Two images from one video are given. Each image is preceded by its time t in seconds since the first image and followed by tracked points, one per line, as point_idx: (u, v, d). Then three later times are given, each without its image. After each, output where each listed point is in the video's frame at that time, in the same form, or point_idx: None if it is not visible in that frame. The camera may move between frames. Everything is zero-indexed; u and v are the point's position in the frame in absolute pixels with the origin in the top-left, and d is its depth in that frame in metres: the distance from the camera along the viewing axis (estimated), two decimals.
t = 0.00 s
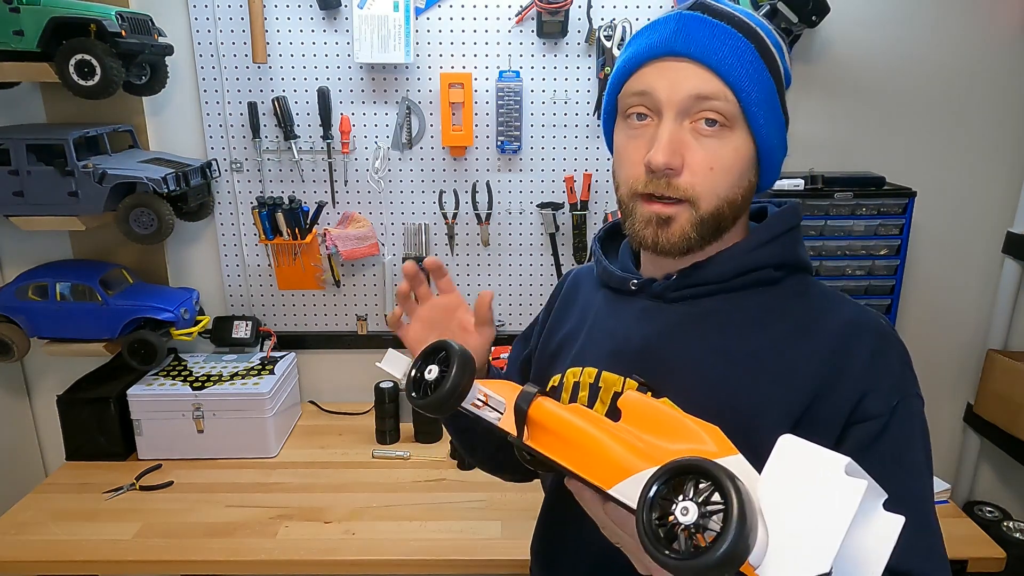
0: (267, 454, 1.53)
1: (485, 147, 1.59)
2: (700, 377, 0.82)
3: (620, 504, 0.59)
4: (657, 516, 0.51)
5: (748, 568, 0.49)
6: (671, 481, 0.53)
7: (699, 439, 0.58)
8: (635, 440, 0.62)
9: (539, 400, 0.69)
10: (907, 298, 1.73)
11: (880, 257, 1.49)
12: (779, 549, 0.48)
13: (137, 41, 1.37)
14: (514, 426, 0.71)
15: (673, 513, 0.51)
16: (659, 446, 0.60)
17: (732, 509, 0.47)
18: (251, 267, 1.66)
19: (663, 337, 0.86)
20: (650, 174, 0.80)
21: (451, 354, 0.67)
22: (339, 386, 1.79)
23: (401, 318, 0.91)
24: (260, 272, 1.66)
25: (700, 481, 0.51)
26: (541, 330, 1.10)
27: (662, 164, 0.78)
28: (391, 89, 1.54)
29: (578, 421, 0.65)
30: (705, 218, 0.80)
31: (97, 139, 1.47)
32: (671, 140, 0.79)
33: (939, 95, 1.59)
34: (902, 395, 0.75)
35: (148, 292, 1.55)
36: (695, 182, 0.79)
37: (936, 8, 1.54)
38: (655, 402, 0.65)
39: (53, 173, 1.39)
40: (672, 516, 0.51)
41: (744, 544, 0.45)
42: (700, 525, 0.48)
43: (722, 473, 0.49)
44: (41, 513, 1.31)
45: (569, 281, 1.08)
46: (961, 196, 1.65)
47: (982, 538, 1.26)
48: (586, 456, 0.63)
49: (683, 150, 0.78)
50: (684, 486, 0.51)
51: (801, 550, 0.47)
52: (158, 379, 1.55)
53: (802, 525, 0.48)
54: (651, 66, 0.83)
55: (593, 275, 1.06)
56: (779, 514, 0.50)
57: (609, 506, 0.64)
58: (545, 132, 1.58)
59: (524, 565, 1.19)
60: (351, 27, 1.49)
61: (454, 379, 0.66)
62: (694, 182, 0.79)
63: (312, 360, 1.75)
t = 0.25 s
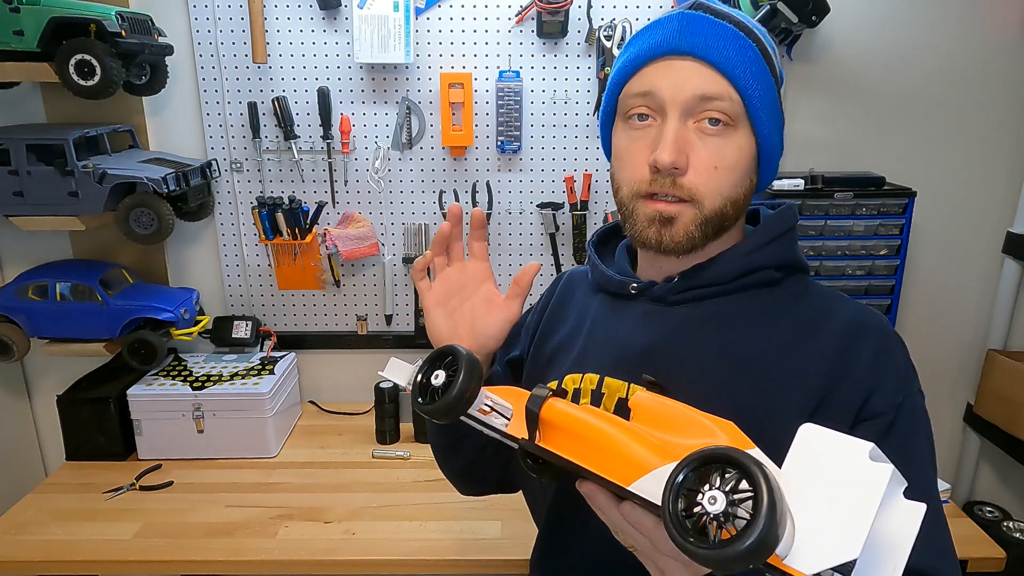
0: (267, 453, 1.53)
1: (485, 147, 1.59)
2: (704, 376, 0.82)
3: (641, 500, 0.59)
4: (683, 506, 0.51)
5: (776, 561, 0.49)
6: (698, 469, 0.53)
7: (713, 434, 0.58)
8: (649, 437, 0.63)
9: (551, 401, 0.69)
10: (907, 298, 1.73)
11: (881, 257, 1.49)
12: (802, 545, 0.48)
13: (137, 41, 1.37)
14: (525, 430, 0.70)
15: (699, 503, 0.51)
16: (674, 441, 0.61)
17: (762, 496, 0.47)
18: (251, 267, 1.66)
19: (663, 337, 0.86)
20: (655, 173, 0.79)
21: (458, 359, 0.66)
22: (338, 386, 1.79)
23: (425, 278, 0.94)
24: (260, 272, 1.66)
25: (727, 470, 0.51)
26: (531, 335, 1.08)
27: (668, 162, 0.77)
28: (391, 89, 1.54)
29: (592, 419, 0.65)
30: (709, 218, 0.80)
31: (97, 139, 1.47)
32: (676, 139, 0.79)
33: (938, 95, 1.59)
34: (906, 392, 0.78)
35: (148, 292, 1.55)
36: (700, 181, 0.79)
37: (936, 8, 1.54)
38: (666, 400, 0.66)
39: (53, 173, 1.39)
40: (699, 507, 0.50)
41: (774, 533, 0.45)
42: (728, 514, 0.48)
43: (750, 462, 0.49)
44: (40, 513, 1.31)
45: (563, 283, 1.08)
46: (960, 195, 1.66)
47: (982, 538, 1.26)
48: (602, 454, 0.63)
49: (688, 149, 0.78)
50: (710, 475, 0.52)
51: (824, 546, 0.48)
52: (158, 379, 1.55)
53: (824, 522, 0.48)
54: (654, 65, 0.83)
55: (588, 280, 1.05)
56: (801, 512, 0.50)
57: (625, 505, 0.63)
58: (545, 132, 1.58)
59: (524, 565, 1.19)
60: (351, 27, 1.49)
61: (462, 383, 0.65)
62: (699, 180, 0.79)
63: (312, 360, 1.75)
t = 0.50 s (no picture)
0: (267, 453, 1.53)
1: (485, 147, 1.59)
2: (700, 375, 0.82)
3: (631, 505, 0.59)
4: (669, 514, 0.51)
5: (764, 566, 0.49)
6: (683, 476, 0.53)
7: (703, 438, 0.58)
8: (638, 442, 0.63)
9: (539, 409, 0.69)
10: (907, 299, 1.73)
11: (880, 257, 1.49)
12: (794, 548, 0.49)
13: (137, 40, 1.37)
14: (514, 439, 0.69)
15: (686, 510, 0.51)
16: (662, 446, 0.60)
17: (747, 502, 0.47)
18: (251, 267, 1.66)
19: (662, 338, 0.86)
20: (645, 170, 0.79)
21: (445, 368, 0.65)
22: (338, 385, 1.79)
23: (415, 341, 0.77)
24: (260, 272, 1.66)
25: (712, 476, 0.51)
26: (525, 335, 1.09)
27: (658, 158, 0.77)
28: (391, 89, 1.54)
29: (580, 426, 0.65)
30: (699, 215, 0.80)
31: (97, 139, 1.47)
32: (666, 135, 0.79)
33: (938, 94, 1.59)
34: (900, 388, 0.77)
35: (148, 292, 1.55)
36: (690, 177, 0.79)
37: (936, 8, 1.54)
38: (656, 404, 0.65)
39: (52, 173, 1.39)
40: (685, 514, 0.51)
41: (759, 537, 0.46)
42: (713, 521, 0.49)
43: (735, 467, 0.50)
44: (40, 513, 1.31)
45: (554, 283, 1.08)
46: (960, 194, 1.65)
47: (982, 539, 1.26)
48: (592, 461, 0.63)
49: (678, 145, 0.79)
50: (696, 482, 0.52)
51: (816, 550, 0.48)
52: (158, 379, 1.55)
53: (816, 525, 0.48)
54: (642, 61, 0.83)
55: (577, 281, 1.05)
56: (790, 517, 0.50)
57: (615, 511, 0.63)
58: (545, 132, 1.58)
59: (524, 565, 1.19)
60: (351, 27, 1.49)
61: (449, 394, 0.64)
62: (689, 177, 0.79)
63: (312, 360, 1.75)
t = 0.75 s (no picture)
0: (267, 453, 1.53)
1: (485, 147, 1.59)
2: (695, 375, 0.82)
3: (622, 512, 0.59)
4: (659, 528, 0.51)
5: None
6: (672, 489, 0.53)
7: (694, 448, 0.58)
8: (628, 452, 0.63)
9: (528, 418, 0.70)
10: (907, 298, 1.73)
11: (880, 257, 1.49)
12: (783, 562, 0.49)
13: (137, 40, 1.37)
14: (504, 448, 0.70)
15: (675, 523, 0.51)
16: (652, 455, 0.61)
17: (736, 515, 0.48)
18: (251, 267, 1.66)
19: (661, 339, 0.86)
20: (633, 174, 0.80)
21: (435, 378, 0.67)
22: (338, 385, 1.79)
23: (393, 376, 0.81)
24: (260, 272, 1.66)
25: (700, 488, 0.52)
26: (517, 338, 1.09)
27: (646, 163, 0.78)
28: (391, 89, 1.54)
29: (571, 438, 0.66)
30: (688, 218, 0.80)
31: (97, 139, 1.47)
32: (653, 139, 0.79)
33: (938, 94, 1.59)
34: (898, 391, 0.77)
35: (148, 293, 1.55)
36: (678, 181, 0.79)
37: (936, 8, 1.54)
38: (645, 412, 0.65)
39: (52, 173, 1.39)
40: (674, 527, 0.51)
41: (749, 549, 0.46)
42: (703, 534, 0.49)
43: (724, 480, 0.50)
44: (41, 513, 1.31)
45: (545, 286, 1.08)
46: (959, 194, 1.65)
47: (982, 538, 1.26)
48: (582, 473, 0.63)
49: (665, 149, 0.79)
50: (685, 495, 0.52)
51: (805, 565, 0.48)
52: (158, 379, 1.55)
53: (805, 538, 0.49)
54: (627, 64, 0.83)
55: (569, 281, 1.05)
56: (779, 528, 0.50)
57: (607, 520, 0.63)
58: (545, 132, 1.58)
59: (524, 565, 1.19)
60: (351, 27, 1.49)
61: (439, 403, 0.66)
62: (677, 180, 0.79)
63: (312, 360, 1.75)
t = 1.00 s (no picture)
0: (267, 454, 1.53)
1: (485, 147, 1.59)
2: (694, 376, 0.82)
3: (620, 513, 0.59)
4: (658, 530, 0.51)
5: None
6: (672, 491, 0.53)
7: (693, 450, 0.58)
8: (627, 454, 0.63)
9: (528, 419, 0.70)
10: (907, 298, 1.73)
11: (881, 257, 1.49)
12: (783, 564, 0.49)
13: (137, 40, 1.37)
14: (503, 449, 0.70)
15: (674, 525, 0.51)
16: (651, 458, 0.61)
17: (736, 519, 0.47)
18: (251, 267, 1.66)
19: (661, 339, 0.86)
20: (600, 185, 0.80)
21: (435, 378, 0.67)
22: (338, 385, 1.79)
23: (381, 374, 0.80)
24: (260, 272, 1.66)
25: (701, 491, 0.51)
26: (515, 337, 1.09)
27: (608, 175, 0.78)
28: (391, 89, 1.54)
29: (572, 439, 0.65)
30: (656, 226, 0.80)
31: (97, 139, 1.47)
32: (617, 150, 0.79)
33: (938, 94, 1.59)
34: (898, 392, 0.77)
35: (148, 293, 1.55)
36: (644, 191, 0.79)
37: (936, 8, 1.54)
38: (644, 415, 0.65)
39: (52, 172, 1.39)
40: (674, 529, 0.51)
41: (748, 553, 0.46)
42: (702, 536, 0.49)
43: (724, 483, 0.50)
44: (41, 513, 1.31)
45: (543, 286, 1.07)
46: (959, 194, 1.65)
47: (982, 539, 1.26)
48: (580, 473, 0.63)
49: (630, 159, 0.79)
50: (685, 497, 0.52)
51: (806, 567, 0.48)
52: (158, 379, 1.55)
53: (805, 547, 0.48)
54: (595, 74, 0.83)
55: (568, 282, 1.05)
56: (780, 531, 0.50)
57: (605, 523, 0.63)
58: (546, 132, 1.58)
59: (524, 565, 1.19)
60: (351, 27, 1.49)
61: (440, 403, 0.65)
62: (642, 191, 0.79)
63: (312, 359, 1.75)
